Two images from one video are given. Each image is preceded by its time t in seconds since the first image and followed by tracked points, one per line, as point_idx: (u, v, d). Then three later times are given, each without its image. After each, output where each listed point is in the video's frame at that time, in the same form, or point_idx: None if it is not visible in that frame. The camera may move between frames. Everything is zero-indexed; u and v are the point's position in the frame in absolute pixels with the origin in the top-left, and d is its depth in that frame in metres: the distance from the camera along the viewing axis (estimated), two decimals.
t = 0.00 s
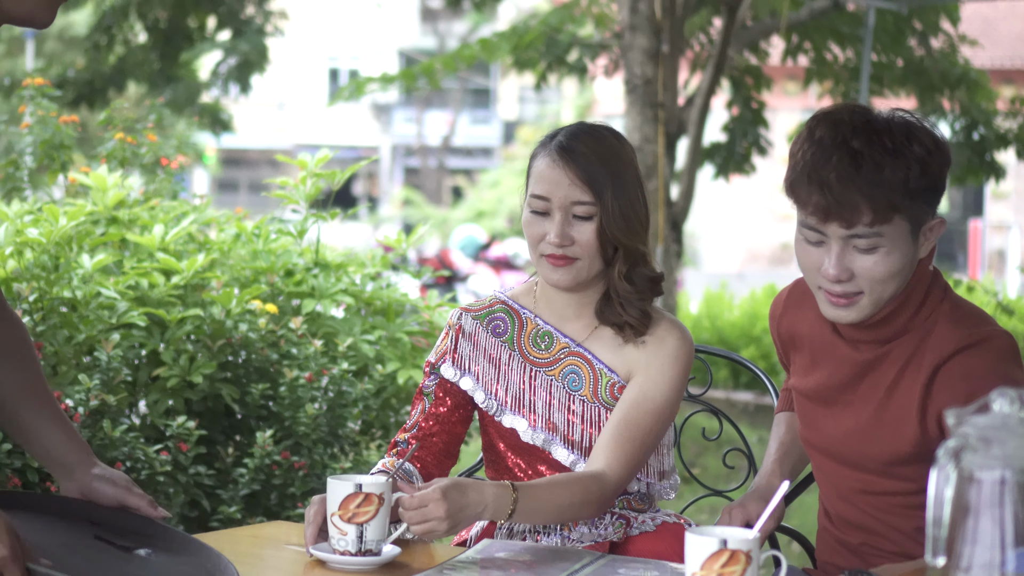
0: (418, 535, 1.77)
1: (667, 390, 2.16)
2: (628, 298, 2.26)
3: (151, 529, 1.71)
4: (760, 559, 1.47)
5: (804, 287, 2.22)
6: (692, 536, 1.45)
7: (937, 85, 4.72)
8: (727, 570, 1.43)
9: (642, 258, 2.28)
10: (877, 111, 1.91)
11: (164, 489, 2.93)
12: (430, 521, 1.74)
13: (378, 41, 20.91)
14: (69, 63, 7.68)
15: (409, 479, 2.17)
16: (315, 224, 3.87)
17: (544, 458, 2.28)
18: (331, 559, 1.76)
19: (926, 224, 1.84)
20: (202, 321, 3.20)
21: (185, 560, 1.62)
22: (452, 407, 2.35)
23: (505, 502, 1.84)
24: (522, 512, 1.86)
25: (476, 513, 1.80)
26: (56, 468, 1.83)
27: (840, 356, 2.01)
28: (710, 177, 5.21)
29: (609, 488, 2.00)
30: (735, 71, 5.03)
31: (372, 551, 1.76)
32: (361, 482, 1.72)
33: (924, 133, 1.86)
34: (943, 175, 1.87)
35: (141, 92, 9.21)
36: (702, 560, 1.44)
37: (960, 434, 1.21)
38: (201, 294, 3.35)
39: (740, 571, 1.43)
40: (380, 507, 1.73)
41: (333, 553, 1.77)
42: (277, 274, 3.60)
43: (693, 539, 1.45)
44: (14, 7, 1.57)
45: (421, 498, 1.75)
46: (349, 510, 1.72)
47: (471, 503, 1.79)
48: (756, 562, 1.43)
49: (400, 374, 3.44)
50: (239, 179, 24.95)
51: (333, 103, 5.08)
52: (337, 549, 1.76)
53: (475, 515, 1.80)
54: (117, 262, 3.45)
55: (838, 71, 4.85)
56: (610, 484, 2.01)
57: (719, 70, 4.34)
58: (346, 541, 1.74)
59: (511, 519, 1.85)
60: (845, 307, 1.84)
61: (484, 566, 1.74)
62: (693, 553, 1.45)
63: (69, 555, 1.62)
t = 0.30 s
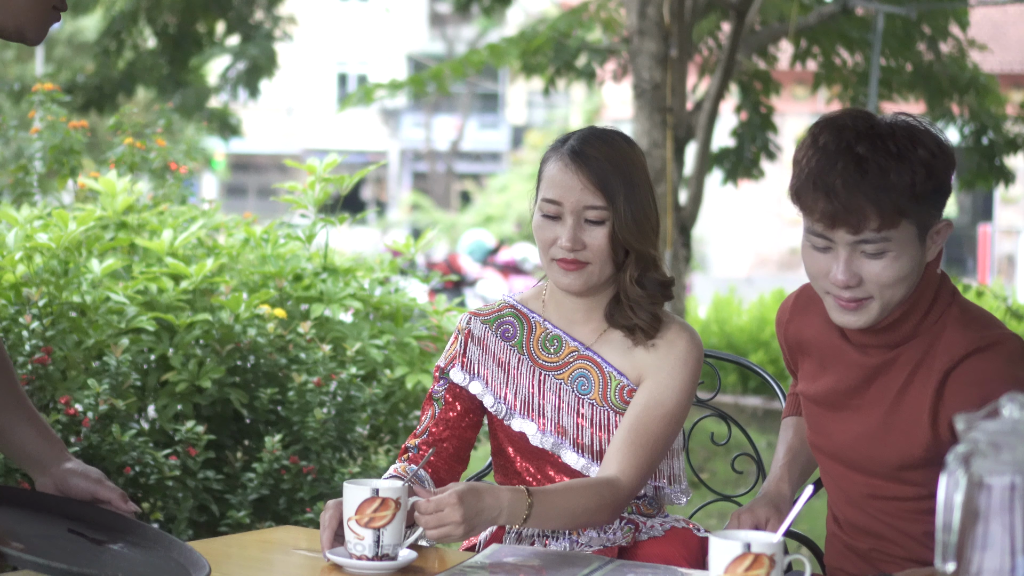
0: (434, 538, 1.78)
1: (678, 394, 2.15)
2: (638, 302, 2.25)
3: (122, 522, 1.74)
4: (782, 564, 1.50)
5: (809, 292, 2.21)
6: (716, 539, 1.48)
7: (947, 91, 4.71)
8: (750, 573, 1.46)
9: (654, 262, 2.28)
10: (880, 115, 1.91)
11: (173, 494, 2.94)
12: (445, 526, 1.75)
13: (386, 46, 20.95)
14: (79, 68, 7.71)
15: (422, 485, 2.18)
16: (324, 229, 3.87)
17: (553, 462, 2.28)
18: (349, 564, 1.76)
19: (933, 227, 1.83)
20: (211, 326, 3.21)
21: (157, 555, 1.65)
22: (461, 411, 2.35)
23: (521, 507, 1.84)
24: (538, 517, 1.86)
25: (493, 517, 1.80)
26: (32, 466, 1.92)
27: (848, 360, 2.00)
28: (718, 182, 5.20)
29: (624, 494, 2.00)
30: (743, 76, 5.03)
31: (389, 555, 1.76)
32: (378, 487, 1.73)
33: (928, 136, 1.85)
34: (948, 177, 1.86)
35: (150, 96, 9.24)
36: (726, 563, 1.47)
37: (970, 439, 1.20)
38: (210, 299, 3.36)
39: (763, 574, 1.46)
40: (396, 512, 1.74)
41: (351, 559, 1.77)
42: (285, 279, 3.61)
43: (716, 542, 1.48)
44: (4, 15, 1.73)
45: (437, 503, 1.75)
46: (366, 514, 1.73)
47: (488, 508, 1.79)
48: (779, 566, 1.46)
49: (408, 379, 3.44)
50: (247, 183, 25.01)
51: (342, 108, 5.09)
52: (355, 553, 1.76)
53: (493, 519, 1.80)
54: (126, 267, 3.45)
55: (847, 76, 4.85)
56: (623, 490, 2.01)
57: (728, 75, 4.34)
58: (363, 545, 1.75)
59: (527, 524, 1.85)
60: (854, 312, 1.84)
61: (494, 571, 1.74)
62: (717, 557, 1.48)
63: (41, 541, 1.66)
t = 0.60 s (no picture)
0: (450, 543, 1.77)
1: (685, 400, 2.15)
2: (644, 306, 2.25)
3: (92, 523, 1.69)
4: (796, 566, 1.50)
5: (814, 297, 2.21)
6: (730, 541, 1.49)
7: (953, 96, 4.69)
8: None
9: (662, 267, 2.27)
10: (884, 120, 1.91)
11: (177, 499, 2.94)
12: (461, 530, 1.74)
13: (391, 52, 20.98)
14: (85, 74, 7.73)
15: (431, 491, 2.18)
16: (329, 234, 3.88)
17: (558, 466, 2.28)
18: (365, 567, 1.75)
19: (938, 232, 1.83)
20: (215, 331, 3.22)
21: (132, 550, 1.63)
22: (468, 417, 2.34)
23: (535, 512, 1.84)
24: (552, 521, 1.87)
25: (508, 522, 1.80)
26: None
27: (854, 366, 2.00)
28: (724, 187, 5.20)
29: (634, 501, 2.00)
30: (749, 81, 5.03)
31: (405, 559, 1.76)
32: (394, 491, 1.75)
33: (933, 140, 1.85)
34: (953, 181, 1.86)
35: (157, 101, 9.26)
36: (742, 564, 1.47)
37: (975, 445, 1.19)
38: (214, 304, 3.37)
39: None
40: (412, 516, 1.74)
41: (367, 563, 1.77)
42: (290, 284, 3.61)
43: (731, 544, 1.49)
44: (8, 60, 1.77)
45: (453, 507, 1.75)
46: (383, 518, 1.74)
47: (504, 512, 1.79)
48: (793, 569, 1.46)
49: (413, 384, 3.43)
50: (252, 189, 25.06)
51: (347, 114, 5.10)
52: (372, 557, 1.76)
53: (508, 523, 1.80)
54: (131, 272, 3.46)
55: (852, 81, 4.85)
56: (633, 497, 2.01)
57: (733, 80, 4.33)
58: (379, 549, 1.75)
59: (541, 529, 1.85)
60: (859, 317, 1.83)
61: None
62: (732, 558, 1.49)
63: (9, 541, 1.58)
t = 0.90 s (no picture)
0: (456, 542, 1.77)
1: (685, 399, 2.15)
2: (645, 305, 2.25)
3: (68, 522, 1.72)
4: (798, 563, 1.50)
5: (814, 298, 2.21)
6: (732, 538, 1.48)
7: (951, 96, 4.70)
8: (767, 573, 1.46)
9: (662, 267, 2.27)
10: (883, 121, 1.91)
11: (175, 499, 2.94)
12: (468, 529, 1.74)
13: (390, 53, 20.98)
14: (82, 74, 7.73)
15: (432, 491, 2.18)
16: (326, 234, 3.87)
17: (557, 465, 2.28)
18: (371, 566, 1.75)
19: (937, 232, 1.83)
20: (213, 331, 3.23)
21: (105, 552, 1.66)
22: (468, 417, 2.34)
23: (541, 512, 1.84)
24: (557, 522, 1.87)
25: (514, 522, 1.80)
26: None
27: (855, 366, 2.00)
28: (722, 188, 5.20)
29: (636, 502, 2.00)
30: (747, 82, 5.03)
31: (412, 558, 1.76)
32: (402, 491, 1.72)
33: (932, 141, 1.85)
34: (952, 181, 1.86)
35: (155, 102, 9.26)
36: (743, 562, 1.47)
37: (972, 445, 1.19)
38: (212, 304, 3.38)
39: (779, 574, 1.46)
40: (420, 515, 1.73)
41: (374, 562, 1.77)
42: (288, 284, 3.61)
43: (733, 541, 1.48)
44: (5, 83, 1.76)
45: (460, 506, 1.74)
46: (390, 518, 1.73)
47: (509, 512, 1.79)
48: (795, 565, 1.46)
49: (411, 384, 3.43)
50: (250, 189, 25.05)
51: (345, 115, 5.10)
52: (378, 557, 1.75)
53: (514, 523, 1.80)
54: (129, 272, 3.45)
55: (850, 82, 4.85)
56: (636, 497, 2.01)
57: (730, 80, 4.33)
58: (386, 548, 1.75)
59: (547, 529, 1.86)
60: (859, 317, 1.83)
61: None
62: (733, 556, 1.48)
63: None
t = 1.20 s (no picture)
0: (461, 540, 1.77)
1: (686, 398, 2.15)
2: (646, 304, 2.25)
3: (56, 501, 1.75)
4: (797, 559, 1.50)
5: (815, 297, 2.21)
6: (732, 535, 1.49)
7: (948, 95, 4.70)
8: (766, 569, 1.46)
9: (663, 266, 2.28)
10: (883, 119, 1.91)
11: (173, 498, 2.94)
12: (473, 528, 1.74)
13: (387, 52, 20.96)
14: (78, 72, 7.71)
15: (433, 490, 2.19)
16: (324, 233, 3.87)
17: (557, 464, 2.28)
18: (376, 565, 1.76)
19: (938, 230, 1.83)
20: (211, 330, 3.22)
21: (92, 529, 1.68)
22: (469, 416, 2.34)
23: (545, 511, 1.84)
24: (561, 521, 1.87)
25: (519, 521, 1.80)
26: None
27: (856, 365, 2.01)
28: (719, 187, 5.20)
29: (639, 501, 2.00)
30: (744, 80, 5.02)
31: (417, 557, 1.76)
32: (408, 489, 1.74)
33: (931, 139, 1.85)
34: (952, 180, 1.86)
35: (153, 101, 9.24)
36: (743, 558, 1.47)
37: (969, 444, 1.19)
38: (210, 303, 3.37)
39: (778, 569, 1.46)
40: (426, 513, 1.74)
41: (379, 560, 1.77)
42: (285, 283, 3.61)
43: (733, 537, 1.48)
44: None
45: (466, 505, 1.75)
46: (396, 515, 1.74)
47: (515, 511, 1.79)
48: (794, 562, 1.47)
49: (408, 383, 3.43)
50: (247, 187, 25.02)
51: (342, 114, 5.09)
52: (383, 555, 1.76)
53: (519, 522, 1.80)
54: (127, 271, 3.45)
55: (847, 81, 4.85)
56: (639, 497, 2.01)
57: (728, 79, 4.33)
58: (392, 546, 1.75)
59: (550, 528, 1.86)
60: (859, 315, 1.84)
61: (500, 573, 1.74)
62: (733, 552, 1.48)
63: None
